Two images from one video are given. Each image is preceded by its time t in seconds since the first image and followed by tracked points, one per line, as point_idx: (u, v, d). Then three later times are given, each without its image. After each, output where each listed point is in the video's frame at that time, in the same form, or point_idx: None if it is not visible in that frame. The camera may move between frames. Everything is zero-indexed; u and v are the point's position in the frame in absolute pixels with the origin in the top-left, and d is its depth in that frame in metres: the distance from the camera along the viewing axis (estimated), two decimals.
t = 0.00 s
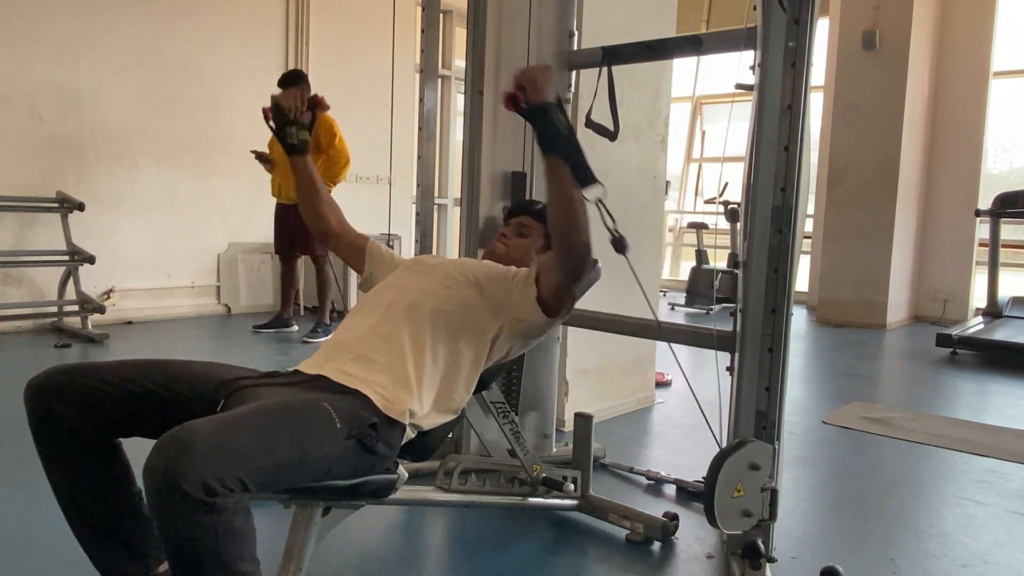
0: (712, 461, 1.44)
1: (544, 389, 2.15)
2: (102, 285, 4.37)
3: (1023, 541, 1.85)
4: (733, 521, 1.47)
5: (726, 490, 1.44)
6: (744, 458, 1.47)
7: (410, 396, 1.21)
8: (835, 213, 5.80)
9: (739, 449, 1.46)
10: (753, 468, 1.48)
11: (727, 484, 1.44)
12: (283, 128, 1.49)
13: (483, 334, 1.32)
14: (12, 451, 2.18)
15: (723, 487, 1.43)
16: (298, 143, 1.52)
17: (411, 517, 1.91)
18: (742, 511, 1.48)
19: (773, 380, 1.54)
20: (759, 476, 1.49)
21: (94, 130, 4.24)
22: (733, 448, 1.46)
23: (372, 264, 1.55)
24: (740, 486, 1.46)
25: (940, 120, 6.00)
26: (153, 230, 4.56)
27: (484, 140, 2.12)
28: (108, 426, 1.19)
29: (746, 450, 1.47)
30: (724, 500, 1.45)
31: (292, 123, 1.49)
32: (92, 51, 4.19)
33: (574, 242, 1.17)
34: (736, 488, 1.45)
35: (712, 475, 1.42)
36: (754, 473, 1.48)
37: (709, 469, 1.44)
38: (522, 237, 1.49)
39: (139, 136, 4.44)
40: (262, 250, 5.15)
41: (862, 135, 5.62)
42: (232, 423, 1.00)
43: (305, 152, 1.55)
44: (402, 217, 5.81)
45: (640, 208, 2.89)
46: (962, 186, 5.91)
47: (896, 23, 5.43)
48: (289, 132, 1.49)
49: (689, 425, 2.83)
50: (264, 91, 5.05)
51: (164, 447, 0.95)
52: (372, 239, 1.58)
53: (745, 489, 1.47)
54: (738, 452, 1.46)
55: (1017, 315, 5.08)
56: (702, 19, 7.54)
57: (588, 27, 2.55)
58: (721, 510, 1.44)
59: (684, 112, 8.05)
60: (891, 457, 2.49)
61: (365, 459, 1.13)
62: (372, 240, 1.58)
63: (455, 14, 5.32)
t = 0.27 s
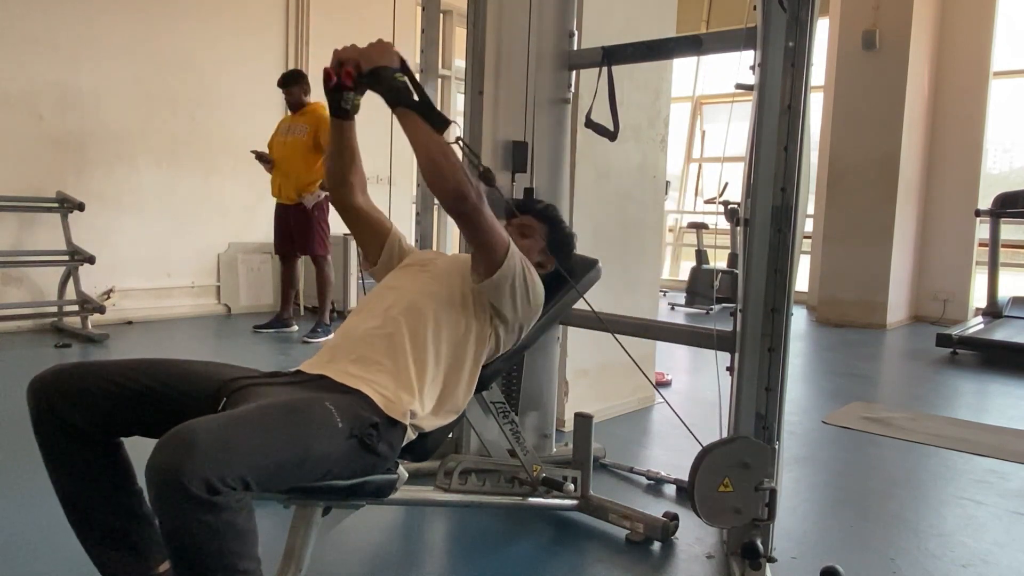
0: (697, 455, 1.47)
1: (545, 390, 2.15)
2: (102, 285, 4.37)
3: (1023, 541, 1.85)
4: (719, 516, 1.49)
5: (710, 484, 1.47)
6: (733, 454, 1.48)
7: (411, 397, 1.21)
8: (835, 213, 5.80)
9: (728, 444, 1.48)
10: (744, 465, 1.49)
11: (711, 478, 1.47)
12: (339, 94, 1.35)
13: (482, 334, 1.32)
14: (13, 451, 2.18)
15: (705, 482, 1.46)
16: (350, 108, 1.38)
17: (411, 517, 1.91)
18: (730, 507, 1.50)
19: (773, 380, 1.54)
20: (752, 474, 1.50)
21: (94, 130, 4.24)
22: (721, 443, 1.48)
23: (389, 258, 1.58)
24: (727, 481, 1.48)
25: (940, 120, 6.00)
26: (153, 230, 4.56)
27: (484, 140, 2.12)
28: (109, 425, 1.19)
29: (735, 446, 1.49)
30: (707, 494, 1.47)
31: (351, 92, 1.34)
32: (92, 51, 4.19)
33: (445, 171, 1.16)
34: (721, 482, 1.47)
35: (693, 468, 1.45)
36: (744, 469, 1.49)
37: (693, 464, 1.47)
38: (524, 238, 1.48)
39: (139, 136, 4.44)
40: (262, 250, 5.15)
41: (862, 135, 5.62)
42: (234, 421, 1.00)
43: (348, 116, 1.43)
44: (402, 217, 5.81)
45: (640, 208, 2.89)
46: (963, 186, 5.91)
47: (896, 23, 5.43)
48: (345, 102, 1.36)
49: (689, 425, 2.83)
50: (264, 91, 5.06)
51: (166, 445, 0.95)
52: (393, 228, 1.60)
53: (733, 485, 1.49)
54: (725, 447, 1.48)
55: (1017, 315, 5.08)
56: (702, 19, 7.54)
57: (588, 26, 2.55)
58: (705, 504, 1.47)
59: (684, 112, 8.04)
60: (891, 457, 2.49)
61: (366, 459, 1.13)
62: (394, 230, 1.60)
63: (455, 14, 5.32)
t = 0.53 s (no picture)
0: (697, 455, 1.47)
1: (545, 390, 2.15)
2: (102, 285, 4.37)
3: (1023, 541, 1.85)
4: (719, 516, 1.49)
5: (710, 484, 1.47)
6: (734, 454, 1.48)
7: (409, 397, 1.21)
8: (835, 213, 5.80)
9: (728, 444, 1.48)
10: (744, 465, 1.49)
11: (711, 478, 1.47)
12: (291, 103, 1.49)
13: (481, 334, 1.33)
14: (13, 451, 2.18)
15: (706, 482, 1.46)
16: (305, 119, 1.51)
17: (411, 517, 1.91)
18: (729, 507, 1.50)
19: (773, 380, 1.54)
20: (752, 474, 1.50)
21: (94, 130, 4.24)
22: (721, 442, 1.48)
23: (380, 254, 1.58)
24: (728, 481, 1.48)
25: (940, 120, 5.99)
26: (153, 230, 4.56)
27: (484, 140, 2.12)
28: (109, 424, 1.19)
29: (735, 446, 1.49)
30: (707, 494, 1.47)
31: (300, 97, 1.49)
32: (92, 50, 4.19)
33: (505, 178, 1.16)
34: (721, 482, 1.47)
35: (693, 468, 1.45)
36: (743, 470, 1.49)
37: (694, 463, 1.47)
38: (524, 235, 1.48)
39: (139, 136, 4.44)
40: (262, 250, 5.15)
41: (862, 135, 5.62)
42: (232, 420, 1.00)
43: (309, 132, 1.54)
44: (402, 217, 5.81)
45: (640, 208, 2.89)
46: (963, 186, 5.91)
47: (896, 23, 5.43)
48: (297, 107, 1.49)
49: (689, 425, 2.83)
50: (264, 91, 5.05)
51: (164, 445, 0.95)
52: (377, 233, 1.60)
53: (733, 485, 1.49)
54: (725, 447, 1.48)
55: (1017, 315, 5.08)
56: (702, 19, 7.54)
57: (589, 26, 2.55)
58: (705, 504, 1.47)
59: (684, 112, 8.04)
60: (891, 457, 2.49)
61: (364, 459, 1.13)
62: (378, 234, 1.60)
63: (455, 14, 5.32)
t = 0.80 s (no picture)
0: (710, 459, 1.44)
1: (544, 390, 2.15)
2: (102, 285, 4.37)
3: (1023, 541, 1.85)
4: (732, 521, 1.46)
5: (725, 490, 1.44)
6: (744, 457, 1.47)
7: (409, 398, 1.21)
8: (835, 213, 5.80)
9: (738, 448, 1.46)
10: (752, 468, 1.48)
11: (726, 483, 1.44)
12: (271, 169, 1.53)
13: (482, 336, 1.32)
14: (13, 451, 2.18)
15: (721, 488, 1.43)
16: (287, 181, 1.55)
17: (411, 517, 1.91)
18: (740, 511, 1.48)
19: (773, 380, 1.54)
20: (759, 475, 1.49)
21: (93, 130, 4.24)
22: (731, 446, 1.46)
23: (372, 281, 1.58)
24: (739, 485, 1.46)
25: (940, 120, 5.99)
26: (153, 230, 4.56)
27: (484, 140, 2.12)
28: (107, 425, 1.19)
29: (744, 449, 1.47)
30: (722, 500, 1.44)
31: (277, 161, 1.52)
32: (92, 50, 4.19)
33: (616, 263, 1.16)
34: (733, 488, 1.45)
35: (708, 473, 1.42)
36: (752, 472, 1.48)
37: (707, 469, 1.44)
38: (523, 231, 1.49)
39: (139, 136, 4.44)
40: (262, 250, 5.15)
41: (862, 135, 5.62)
42: (231, 423, 1.00)
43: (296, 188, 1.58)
44: (402, 217, 5.81)
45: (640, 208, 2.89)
46: (963, 186, 5.91)
47: (896, 23, 5.43)
48: (276, 172, 1.53)
49: (689, 425, 2.83)
50: (264, 91, 5.05)
51: (163, 448, 0.95)
52: (370, 259, 1.61)
53: (743, 488, 1.47)
54: (736, 450, 1.46)
55: (1018, 315, 5.08)
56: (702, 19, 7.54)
57: (588, 26, 2.56)
58: (719, 510, 1.44)
59: (684, 112, 8.04)
60: (891, 457, 2.50)
61: (365, 459, 1.13)
62: (370, 261, 1.60)
63: (455, 14, 5.32)
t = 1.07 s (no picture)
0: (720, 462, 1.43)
1: (544, 390, 2.15)
2: (102, 285, 4.37)
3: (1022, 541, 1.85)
4: (740, 523, 1.46)
5: (734, 492, 1.44)
6: (752, 458, 1.46)
7: (409, 398, 1.21)
8: (835, 213, 5.80)
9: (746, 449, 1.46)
10: (759, 469, 1.48)
11: (735, 486, 1.44)
12: (278, 219, 1.69)
13: (484, 338, 1.32)
14: (12, 451, 2.18)
15: (731, 490, 1.43)
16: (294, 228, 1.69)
17: (411, 517, 1.90)
18: (747, 513, 1.48)
19: (773, 380, 1.54)
20: (764, 476, 1.49)
21: (94, 130, 4.24)
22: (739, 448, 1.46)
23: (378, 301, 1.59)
24: (747, 487, 1.46)
25: (940, 120, 6.00)
26: (153, 230, 4.56)
27: (484, 140, 2.12)
28: (107, 427, 1.19)
29: (752, 451, 1.47)
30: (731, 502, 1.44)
31: (282, 210, 1.69)
32: (92, 50, 4.19)
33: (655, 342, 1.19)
34: (742, 489, 1.45)
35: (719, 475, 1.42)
36: (758, 473, 1.48)
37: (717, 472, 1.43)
38: (522, 226, 1.49)
39: (139, 135, 4.43)
40: (262, 250, 5.15)
41: (862, 135, 5.62)
42: (231, 425, 1.00)
43: (305, 236, 1.71)
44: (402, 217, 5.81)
45: (640, 208, 2.89)
46: (963, 186, 5.91)
47: (896, 23, 5.43)
48: (281, 219, 1.68)
49: (689, 425, 2.83)
50: (264, 91, 5.06)
51: (163, 451, 0.95)
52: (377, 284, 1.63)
53: (751, 490, 1.47)
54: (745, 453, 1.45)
55: (1017, 315, 5.08)
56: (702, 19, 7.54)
57: (589, 26, 2.56)
58: (729, 513, 1.44)
59: (684, 112, 8.04)
60: (891, 457, 2.50)
61: (364, 460, 1.13)
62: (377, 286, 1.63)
63: (455, 14, 5.32)
